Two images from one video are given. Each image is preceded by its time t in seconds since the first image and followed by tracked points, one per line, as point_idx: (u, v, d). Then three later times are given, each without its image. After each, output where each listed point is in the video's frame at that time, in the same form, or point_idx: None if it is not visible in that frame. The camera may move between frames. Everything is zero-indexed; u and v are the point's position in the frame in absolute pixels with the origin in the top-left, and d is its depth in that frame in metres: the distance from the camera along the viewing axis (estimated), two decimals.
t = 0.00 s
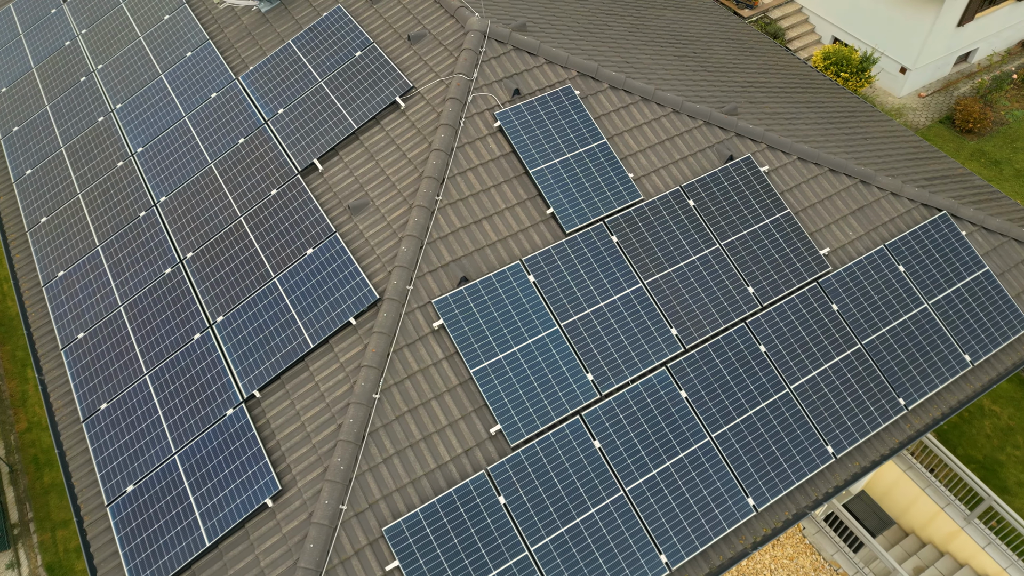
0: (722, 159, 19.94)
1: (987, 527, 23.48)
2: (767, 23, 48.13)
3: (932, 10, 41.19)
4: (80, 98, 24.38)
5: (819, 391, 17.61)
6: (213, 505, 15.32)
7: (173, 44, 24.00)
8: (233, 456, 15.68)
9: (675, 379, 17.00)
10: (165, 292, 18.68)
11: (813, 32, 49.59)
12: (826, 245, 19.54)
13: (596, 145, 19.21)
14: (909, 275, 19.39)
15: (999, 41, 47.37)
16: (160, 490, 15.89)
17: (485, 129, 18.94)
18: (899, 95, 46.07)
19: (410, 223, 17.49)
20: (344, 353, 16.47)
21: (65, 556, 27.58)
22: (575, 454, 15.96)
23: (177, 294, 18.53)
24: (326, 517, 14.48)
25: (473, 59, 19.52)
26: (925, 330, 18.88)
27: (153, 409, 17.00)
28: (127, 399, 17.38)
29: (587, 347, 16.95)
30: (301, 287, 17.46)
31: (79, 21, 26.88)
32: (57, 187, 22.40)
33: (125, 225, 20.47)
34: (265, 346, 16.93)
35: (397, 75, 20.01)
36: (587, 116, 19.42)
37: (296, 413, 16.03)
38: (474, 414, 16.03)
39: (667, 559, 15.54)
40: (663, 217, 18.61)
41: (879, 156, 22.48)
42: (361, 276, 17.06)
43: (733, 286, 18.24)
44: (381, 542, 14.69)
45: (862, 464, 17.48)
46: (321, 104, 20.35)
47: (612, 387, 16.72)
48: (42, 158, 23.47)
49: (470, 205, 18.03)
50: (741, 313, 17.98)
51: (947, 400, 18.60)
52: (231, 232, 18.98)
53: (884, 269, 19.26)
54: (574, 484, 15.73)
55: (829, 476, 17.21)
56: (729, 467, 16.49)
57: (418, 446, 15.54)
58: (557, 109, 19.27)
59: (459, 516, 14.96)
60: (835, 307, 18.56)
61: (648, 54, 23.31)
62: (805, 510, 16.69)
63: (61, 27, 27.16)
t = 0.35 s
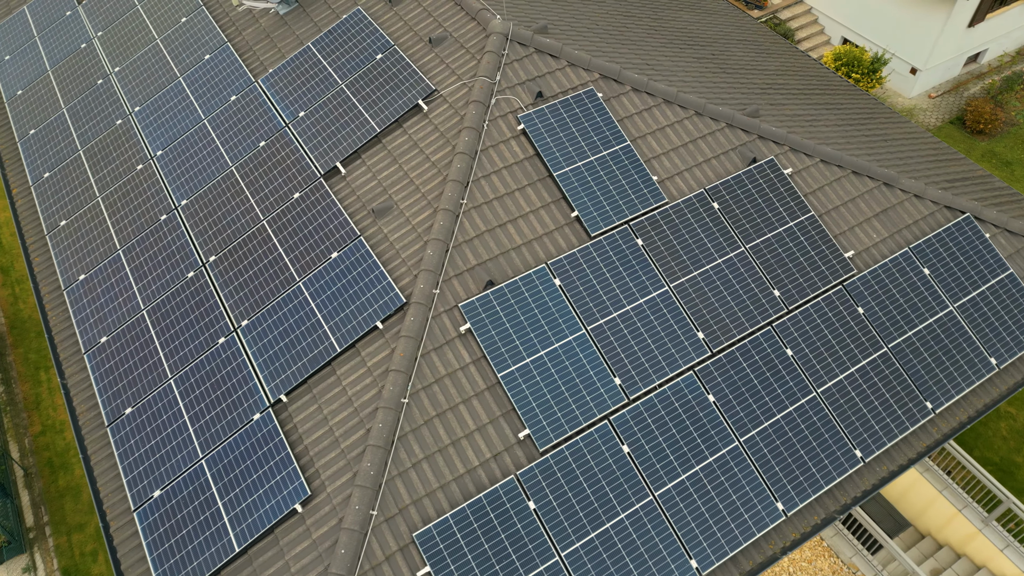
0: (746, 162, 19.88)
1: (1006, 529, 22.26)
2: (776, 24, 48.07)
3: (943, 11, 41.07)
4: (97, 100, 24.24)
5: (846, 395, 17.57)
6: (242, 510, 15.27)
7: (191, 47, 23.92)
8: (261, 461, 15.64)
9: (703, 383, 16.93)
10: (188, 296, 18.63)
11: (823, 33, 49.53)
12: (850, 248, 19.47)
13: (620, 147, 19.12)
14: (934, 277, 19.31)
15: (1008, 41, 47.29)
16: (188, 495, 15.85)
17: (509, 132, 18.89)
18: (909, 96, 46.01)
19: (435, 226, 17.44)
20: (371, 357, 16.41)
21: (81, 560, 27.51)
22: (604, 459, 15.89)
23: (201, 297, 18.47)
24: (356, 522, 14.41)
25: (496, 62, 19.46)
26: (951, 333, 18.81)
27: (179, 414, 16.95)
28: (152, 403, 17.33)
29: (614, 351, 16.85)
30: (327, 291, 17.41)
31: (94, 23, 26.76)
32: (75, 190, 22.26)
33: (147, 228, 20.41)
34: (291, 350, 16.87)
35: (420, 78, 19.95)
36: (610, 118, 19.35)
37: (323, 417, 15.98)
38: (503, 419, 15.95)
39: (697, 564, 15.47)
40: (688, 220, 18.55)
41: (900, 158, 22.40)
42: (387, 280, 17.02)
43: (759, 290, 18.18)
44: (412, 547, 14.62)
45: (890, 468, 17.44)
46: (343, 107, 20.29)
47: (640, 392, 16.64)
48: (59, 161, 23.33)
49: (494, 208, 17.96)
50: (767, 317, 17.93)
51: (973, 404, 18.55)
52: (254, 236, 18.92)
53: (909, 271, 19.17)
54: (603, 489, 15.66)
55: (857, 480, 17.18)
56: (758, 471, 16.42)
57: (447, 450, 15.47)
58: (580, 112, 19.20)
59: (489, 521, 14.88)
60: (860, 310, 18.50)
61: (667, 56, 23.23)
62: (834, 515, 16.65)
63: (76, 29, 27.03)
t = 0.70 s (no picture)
0: (769, 163, 19.80)
1: None
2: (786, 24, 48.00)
3: (954, 11, 40.94)
4: (114, 101, 24.13)
5: (873, 398, 17.45)
6: (270, 514, 15.20)
7: (208, 48, 23.85)
8: (288, 464, 15.57)
9: (730, 386, 16.84)
10: (211, 298, 18.56)
11: (832, 33, 49.44)
12: (875, 249, 19.37)
13: (643, 148, 19.03)
14: (958, 279, 19.21)
15: (1018, 41, 47.19)
16: (214, 498, 15.78)
17: (532, 133, 18.80)
18: (920, 96, 45.83)
19: (460, 228, 17.37)
20: (397, 360, 16.33)
21: (96, 562, 27.44)
22: (632, 462, 15.79)
23: (223, 300, 18.40)
24: (386, 526, 14.32)
25: (518, 63, 19.39)
26: (977, 335, 18.71)
27: (203, 417, 16.88)
28: (176, 406, 17.26)
29: (640, 354, 16.75)
30: (351, 293, 17.35)
31: (109, 24, 26.63)
32: (94, 192, 22.14)
33: (167, 230, 20.34)
34: (316, 353, 16.79)
35: (441, 79, 19.88)
36: (633, 120, 19.27)
37: (350, 420, 15.90)
38: (530, 422, 15.85)
39: (727, 568, 15.37)
40: (712, 221, 18.48)
41: (922, 159, 22.31)
42: (412, 283, 16.95)
43: (784, 291, 18.08)
44: (441, 551, 14.52)
45: (917, 471, 17.38)
46: (364, 109, 20.22)
47: (667, 394, 16.54)
48: (76, 162, 23.22)
49: (519, 210, 17.85)
50: (793, 319, 17.83)
51: (999, 406, 18.45)
52: (277, 238, 18.86)
53: (934, 273, 19.06)
54: (632, 493, 15.56)
55: (885, 482, 17.10)
56: (786, 474, 16.32)
57: (474, 453, 15.37)
58: (604, 113, 19.12)
59: (519, 525, 14.79)
60: (886, 312, 18.39)
61: (687, 56, 23.16)
62: (863, 518, 16.55)
63: (91, 30, 26.92)
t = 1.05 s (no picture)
0: (792, 163, 19.71)
1: None
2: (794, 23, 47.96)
3: (963, 10, 40.89)
4: (130, 104, 24.00)
5: (901, 399, 17.35)
6: (299, 519, 15.09)
7: (224, 49, 23.77)
8: (316, 469, 15.47)
9: (758, 388, 16.74)
10: (233, 301, 18.45)
11: (840, 32, 49.42)
12: (899, 249, 19.27)
13: (667, 149, 18.94)
14: (983, 279, 19.12)
15: None
16: (242, 504, 15.66)
17: (555, 134, 18.69)
18: (928, 95, 45.85)
19: (485, 230, 17.26)
20: (424, 363, 16.22)
21: (110, 567, 27.28)
22: (662, 465, 15.67)
23: (246, 303, 18.30)
24: (417, 531, 14.19)
25: (541, 64, 19.30)
26: (1003, 335, 18.60)
27: (228, 421, 16.77)
28: (200, 411, 17.15)
29: (668, 356, 16.62)
30: (376, 296, 17.28)
31: (123, 25, 26.49)
32: (111, 195, 22.01)
33: (187, 233, 20.23)
34: (342, 356, 16.70)
35: (463, 80, 19.78)
36: (656, 120, 19.18)
37: (378, 424, 15.79)
38: (559, 425, 15.72)
39: (759, 571, 15.26)
40: (737, 222, 18.41)
41: (943, 159, 22.25)
42: (438, 285, 16.86)
43: (811, 292, 17.99)
44: (473, 556, 14.40)
45: (946, 472, 17.32)
46: (385, 110, 20.13)
47: (696, 397, 16.42)
48: (93, 165, 23.09)
49: (543, 211, 17.72)
50: (820, 320, 17.73)
51: None
52: (299, 241, 18.78)
53: (960, 273, 18.94)
54: (663, 496, 15.44)
55: (915, 484, 17.03)
56: (816, 476, 16.23)
57: (504, 457, 15.25)
58: (627, 114, 19.03)
59: (550, 529, 14.67)
60: (912, 312, 18.30)
61: (705, 56, 23.10)
62: (893, 520, 16.46)
63: (104, 32, 26.79)
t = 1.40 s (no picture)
0: (806, 162, 19.69)
1: None
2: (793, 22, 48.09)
3: (962, 9, 41.02)
4: (136, 109, 23.81)
5: (921, 397, 17.34)
6: (322, 527, 14.98)
7: (232, 53, 23.63)
8: (339, 476, 15.36)
9: (780, 388, 16.70)
10: (249, 308, 18.31)
11: (838, 30, 49.59)
12: (915, 247, 19.30)
13: (682, 149, 18.90)
14: (999, 275, 19.13)
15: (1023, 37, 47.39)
16: (263, 512, 15.53)
17: (570, 135, 18.61)
18: (928, 92, 46.00)
19: (503, 233, 17.15)
20: (445, 367, 16.11)
21: None
22: (686, 466, 15.60)
23: (262, 309, 18.17)
24: (444, 537, 14.08)
25: (554, 65, 19.21)
26: (1020, 332, 18.60)
27: (247, 429, 16.63)
28: (218, 418, 16.99)
29: (689, 357, 16.55)
30: (395, 301, 17.18)
31: (126, 30, 26.26)
32: (120, 201, 21.82)
33: (198, 238, 20.05)
34: (362, 362, 16.58)
35: (476, 82, 19.68)
36: (671, 120, 19.13)
37: (400, 430, 15.67)
38: (582, 428, 15.61)
39: (785, 572, 15.23)
40: (754, 221, 18.39)
41: (953, 156, 22.32)
42: (457, 289, 16.75)
43: (829, 291, 17.97)
44: (499, 561, 14.29)
45: (966, 469, 17.32)
46: (397, 113, 20.04)
47: (718, 398, 16.36)
48: (100, 171, 22.88)
49: (561, 213, 17.62)
50: (839, 319, 17.71)
51: None
52: (314, 245, 18.65)
53: (977, 269, 18.91)
54: (688, 498, 15.36)
55: (936, 482, 17.03)
56: (839, 476, 16.21)
57: (528, 461, 15.14)
58: (642, 115, 18.98)
59: (577, 534, 14.58)
60: (929, 310, 18.31)
61: (715, 56, 23.09)
62: (916, 518, 16.46)
63: (107, 36, 26.56)
